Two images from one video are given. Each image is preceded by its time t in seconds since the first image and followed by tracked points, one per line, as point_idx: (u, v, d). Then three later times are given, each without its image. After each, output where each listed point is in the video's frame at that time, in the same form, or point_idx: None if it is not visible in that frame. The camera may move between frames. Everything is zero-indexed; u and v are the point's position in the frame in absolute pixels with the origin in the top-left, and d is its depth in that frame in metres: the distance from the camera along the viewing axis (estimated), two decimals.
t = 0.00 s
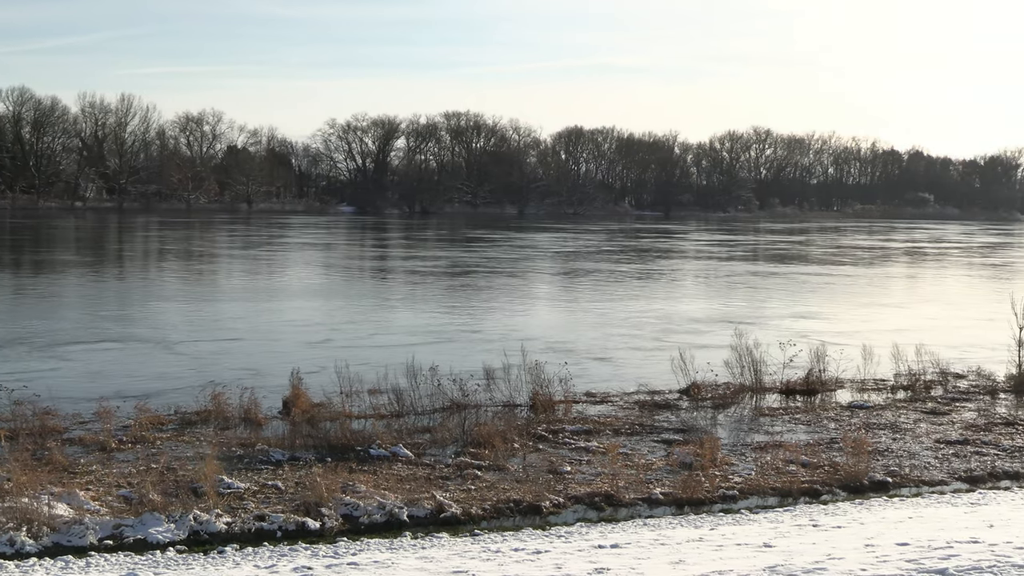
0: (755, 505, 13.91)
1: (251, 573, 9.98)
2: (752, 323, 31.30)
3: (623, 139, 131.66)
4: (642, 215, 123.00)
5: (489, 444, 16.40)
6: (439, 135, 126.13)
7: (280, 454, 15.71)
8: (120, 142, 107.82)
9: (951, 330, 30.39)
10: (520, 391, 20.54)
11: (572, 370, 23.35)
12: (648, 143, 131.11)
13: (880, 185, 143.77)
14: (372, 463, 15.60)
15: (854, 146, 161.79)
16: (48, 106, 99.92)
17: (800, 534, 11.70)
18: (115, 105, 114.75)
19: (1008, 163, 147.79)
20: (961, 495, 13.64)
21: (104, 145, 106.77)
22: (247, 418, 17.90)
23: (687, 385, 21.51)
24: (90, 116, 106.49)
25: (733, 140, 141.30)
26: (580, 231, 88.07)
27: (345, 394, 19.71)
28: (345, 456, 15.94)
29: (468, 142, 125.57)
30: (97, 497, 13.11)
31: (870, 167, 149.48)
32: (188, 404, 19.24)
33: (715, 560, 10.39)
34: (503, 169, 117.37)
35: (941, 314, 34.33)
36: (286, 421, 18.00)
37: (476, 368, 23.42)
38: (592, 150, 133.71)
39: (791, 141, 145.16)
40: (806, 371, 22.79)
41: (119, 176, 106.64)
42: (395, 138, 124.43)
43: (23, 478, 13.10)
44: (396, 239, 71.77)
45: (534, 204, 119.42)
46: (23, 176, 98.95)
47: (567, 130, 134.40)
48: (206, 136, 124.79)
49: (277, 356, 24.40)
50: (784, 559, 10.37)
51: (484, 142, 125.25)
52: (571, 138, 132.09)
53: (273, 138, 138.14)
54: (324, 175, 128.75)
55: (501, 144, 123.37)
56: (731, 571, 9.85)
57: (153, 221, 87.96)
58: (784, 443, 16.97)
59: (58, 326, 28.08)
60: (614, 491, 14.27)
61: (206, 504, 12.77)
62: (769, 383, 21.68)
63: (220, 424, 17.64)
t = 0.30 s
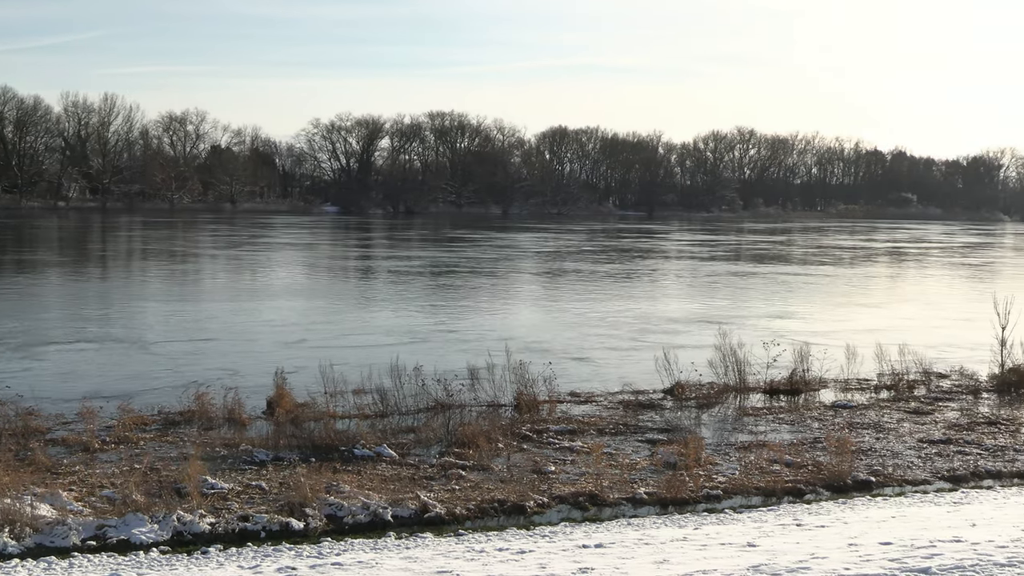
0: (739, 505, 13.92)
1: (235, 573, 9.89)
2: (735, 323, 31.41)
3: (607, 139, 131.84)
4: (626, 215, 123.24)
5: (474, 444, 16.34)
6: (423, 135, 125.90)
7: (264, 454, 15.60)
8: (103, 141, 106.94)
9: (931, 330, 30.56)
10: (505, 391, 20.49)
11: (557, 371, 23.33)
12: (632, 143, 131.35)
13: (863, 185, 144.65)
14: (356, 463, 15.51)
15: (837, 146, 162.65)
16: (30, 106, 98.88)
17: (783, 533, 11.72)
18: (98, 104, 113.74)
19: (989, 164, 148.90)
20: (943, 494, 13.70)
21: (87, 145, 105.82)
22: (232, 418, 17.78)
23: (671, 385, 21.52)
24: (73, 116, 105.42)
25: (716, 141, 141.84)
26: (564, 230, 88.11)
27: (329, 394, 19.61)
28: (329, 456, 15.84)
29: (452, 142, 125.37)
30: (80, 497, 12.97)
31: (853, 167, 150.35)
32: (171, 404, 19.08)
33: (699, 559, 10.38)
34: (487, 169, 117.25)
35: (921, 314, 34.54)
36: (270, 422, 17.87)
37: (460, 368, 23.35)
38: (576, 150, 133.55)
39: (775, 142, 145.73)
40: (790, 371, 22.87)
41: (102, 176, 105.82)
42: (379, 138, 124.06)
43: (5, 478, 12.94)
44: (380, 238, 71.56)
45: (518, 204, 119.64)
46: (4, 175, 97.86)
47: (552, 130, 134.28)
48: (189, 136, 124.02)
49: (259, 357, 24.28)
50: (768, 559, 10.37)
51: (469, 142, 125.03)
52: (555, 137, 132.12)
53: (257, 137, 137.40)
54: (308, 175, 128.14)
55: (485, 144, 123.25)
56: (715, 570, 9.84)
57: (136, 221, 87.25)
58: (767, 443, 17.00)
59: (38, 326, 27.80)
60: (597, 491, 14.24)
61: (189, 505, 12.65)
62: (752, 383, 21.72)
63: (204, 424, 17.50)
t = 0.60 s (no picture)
0: (725, 505, 13.90)
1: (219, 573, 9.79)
2: (721, 323, 31.46)
3: (593, 139, 131.97)
4: (613, 215, 123.38)
5: (460, 444, 16.28)
6: (409, 135, 125.64)
7: (250, 454, 15.48)
8: (88, 141, 106.09)
9: (912, 330, 30.68)
10: (490, 391, 20.45)
11: (543, 370, 23.30)
12: (618, 142, 131.51)
13: (849, 185, 145.32)
14: (342, 462, 15.44)
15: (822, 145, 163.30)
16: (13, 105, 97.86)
17: (768, 532, 11.73)
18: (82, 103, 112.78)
19: (974, 164, 149.82)
20: (929, 493, 13.73)
21: (72, 145, 104.89)
22: (217, 418, 17.65)
23: (657, 384, 21.54)
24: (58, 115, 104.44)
25: (703, 140, 142.28)
26: (550, 230, 88.06)
27: (315, 394, 19.51)
28: (315, 456, 15.76)
29: (438, 141, 125.12)
30: (65, 498, 12.85)
31: (838, 167, 151.07)
32: (156, 404, 18.94)
33: (685, 559, 10.37)
34: (472, 169, 117.15)
35: (903, 314, 34.68)
36: (256, 422, 17.76)
37: (447, 367, 23.30)
38: (562, 150, 133.68)
39: (761, 142, 146.25)
40: (776, 369, 22.92)
41: (87, 176, 104.94)
42: (365, 138, 123.70)
43: None
44: (366, 238, 71.32)
45: (504, 203, 119.56)
46: None
47: (537, 129, 134.34)
48: (175, 136, 123.26)
49: (241, 357, 24.11)
50: (754, 558, 10.35)
51: (454, 141, 124.76)
52: (542, 137, 132.17)
53: (242, 137, 136.70)
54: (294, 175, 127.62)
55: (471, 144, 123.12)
56: (700, 569, 9.83)
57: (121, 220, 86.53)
58: (753, 442, 17.02)
59: (21, 326, 27.54)
60: (583, 490, 14.22)
61: (175, 505, 12.55)
62: (738, 382, 21.75)
63: (189, 424, 17.37)
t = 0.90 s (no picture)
0: (709, 505, 13.90)
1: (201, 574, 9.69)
2: (705, 324, 31.60)
3: (577, 139, 132.15)
4: (597, 215, 123.66)
5: (444, 444, 16.23)
6: (393, 135, 125.36)
7: (234, 455, 15.37)
8: (71, 141, 104.95)
9: (891, 330, 30.88)
10: (475, 391, 20.41)
11: (528, 370, 23.30)
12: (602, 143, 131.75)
13: (832, 186, 146.33)
14: (326, 463, 15.35)
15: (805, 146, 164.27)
16: None
17: (752, 532, 11.75)
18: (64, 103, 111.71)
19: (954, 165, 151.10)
20: (911, 492, 13.80)
21: (55, 144, 103.75)
22: (201, 418, 17.52)
23: (641, 384, 21.55)
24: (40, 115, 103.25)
25: (686, 141, 142.85)
26: (534, 231, 88.18)
27: (299, 395, 19.39)
28: (299, 456, 15.67)
29: (422, 141, 124.95)
30: (46, 498, 12.71)
31: (821, 167, 152.04)
32: (140, 405, 18.78)
33: (669, 558, 10.37)
34: (456, 169, 117.04)
35: (883, 314, 34.92)
36: (239, 422, 17.63)
37: (431, 368, 23.26)
38: (546, 150, 133.91)
39: (744, 143, 146.99)
40: (760, 369, 23.03)
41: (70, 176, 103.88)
42: (349, 138, 123.28)
43: None
44: (350, 238, 71.19)
45: (488, 203, 119.58)
46: None
47: (522, 130, 134.53)
48: (158, 136, 122.35)
49: (221, 358, 23.99)
50: (735, 558, 10.37)
51: (439, 142, 124.65)
52: (526, 138, 132.25)
53: (226, 137, 135.94)
54: (278, 175, 127.04)
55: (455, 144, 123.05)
56: (684, 569, 9.81)
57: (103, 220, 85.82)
58: (736, 442, 17.06)
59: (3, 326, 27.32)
60: (567, 490, 14.19)
61: (158, 506, 12.42)
62: (722, 383, 21.80)
63: (172, 424, 17.23)
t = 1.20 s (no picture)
0: (695, 504, 13.91)
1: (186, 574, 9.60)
2: (691, 324, 31.70)
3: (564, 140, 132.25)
4: (583, 215, 123.84)
5: (430, 445, 16.19)
6: (380, 135, 125.05)
7: (219, 456, 15.26)
8: (57, 141, 103.82)
9: (872, 330, 31.05)
10: (461, 391, 20.37)
11: (514, 371, 23.29)
12: (588, 143, 131.90)
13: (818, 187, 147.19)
14: (312, 463, 15.27)
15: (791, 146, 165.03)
16: None
17: (738, 532, 11.76)
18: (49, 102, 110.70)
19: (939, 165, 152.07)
20: (896, 492, 13.86)
21: (40, 144, 102.70)
22: (187, 418, 17.39)
23: (628, 385, 21.56)
24: (26, 115, 102.12)
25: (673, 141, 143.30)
26: (520, 231, 88.24)
27: (285, 395, 19.29)
28: (285, 457, 15.58)
29: (409, 141, 124.69)
30: (31, 500, 12.59)
31: (807, 168, 152.77)
32: (126, 406, 18.65)
33: (656, 559, 10.35)
34: (443, 169, 116.86)
35: (864, 314, 35.11)
36: (225, 423, 17.52)
37: (418, 368, 23.21)
38: (532, 151, 134.05)
39: (730, 143, 147.54)
40: (745, 369, 23.11)
41: (55, 176, 102.87)
42: (335, 138, 122.83)
43: None
44: (336, 238, 71.02)
45: (475, 204, 119.53)
46: None
47: (508, 130, 134.61)
48: (144, 135, 121.48)
49: (203, 358, 23.87)
50: (721, 558, 10.36)
51: (425, 142, 124.51)
52: (512, 138, 132.28)
53: (212, 137, 135.23)
54: (264, 175, 126.46)
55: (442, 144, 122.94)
56: (671, 569, 9.80)
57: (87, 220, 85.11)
58: (723, 443, 17.07)
59: None
60: (554, 491, 14.18)
61: (144, 507, 12.32)
62: (708, 383, 21.84)
63: (158, 425, 17.10)
